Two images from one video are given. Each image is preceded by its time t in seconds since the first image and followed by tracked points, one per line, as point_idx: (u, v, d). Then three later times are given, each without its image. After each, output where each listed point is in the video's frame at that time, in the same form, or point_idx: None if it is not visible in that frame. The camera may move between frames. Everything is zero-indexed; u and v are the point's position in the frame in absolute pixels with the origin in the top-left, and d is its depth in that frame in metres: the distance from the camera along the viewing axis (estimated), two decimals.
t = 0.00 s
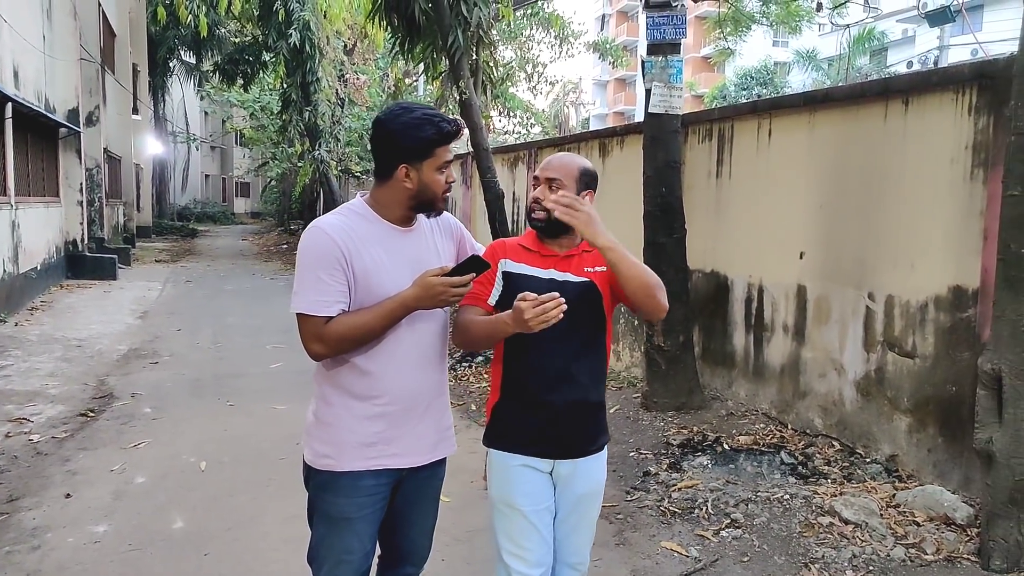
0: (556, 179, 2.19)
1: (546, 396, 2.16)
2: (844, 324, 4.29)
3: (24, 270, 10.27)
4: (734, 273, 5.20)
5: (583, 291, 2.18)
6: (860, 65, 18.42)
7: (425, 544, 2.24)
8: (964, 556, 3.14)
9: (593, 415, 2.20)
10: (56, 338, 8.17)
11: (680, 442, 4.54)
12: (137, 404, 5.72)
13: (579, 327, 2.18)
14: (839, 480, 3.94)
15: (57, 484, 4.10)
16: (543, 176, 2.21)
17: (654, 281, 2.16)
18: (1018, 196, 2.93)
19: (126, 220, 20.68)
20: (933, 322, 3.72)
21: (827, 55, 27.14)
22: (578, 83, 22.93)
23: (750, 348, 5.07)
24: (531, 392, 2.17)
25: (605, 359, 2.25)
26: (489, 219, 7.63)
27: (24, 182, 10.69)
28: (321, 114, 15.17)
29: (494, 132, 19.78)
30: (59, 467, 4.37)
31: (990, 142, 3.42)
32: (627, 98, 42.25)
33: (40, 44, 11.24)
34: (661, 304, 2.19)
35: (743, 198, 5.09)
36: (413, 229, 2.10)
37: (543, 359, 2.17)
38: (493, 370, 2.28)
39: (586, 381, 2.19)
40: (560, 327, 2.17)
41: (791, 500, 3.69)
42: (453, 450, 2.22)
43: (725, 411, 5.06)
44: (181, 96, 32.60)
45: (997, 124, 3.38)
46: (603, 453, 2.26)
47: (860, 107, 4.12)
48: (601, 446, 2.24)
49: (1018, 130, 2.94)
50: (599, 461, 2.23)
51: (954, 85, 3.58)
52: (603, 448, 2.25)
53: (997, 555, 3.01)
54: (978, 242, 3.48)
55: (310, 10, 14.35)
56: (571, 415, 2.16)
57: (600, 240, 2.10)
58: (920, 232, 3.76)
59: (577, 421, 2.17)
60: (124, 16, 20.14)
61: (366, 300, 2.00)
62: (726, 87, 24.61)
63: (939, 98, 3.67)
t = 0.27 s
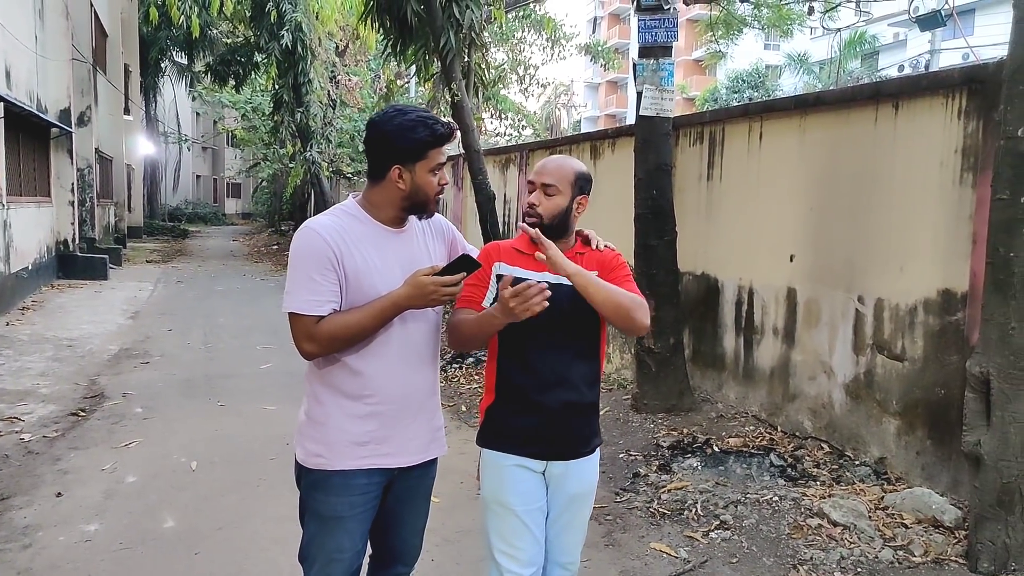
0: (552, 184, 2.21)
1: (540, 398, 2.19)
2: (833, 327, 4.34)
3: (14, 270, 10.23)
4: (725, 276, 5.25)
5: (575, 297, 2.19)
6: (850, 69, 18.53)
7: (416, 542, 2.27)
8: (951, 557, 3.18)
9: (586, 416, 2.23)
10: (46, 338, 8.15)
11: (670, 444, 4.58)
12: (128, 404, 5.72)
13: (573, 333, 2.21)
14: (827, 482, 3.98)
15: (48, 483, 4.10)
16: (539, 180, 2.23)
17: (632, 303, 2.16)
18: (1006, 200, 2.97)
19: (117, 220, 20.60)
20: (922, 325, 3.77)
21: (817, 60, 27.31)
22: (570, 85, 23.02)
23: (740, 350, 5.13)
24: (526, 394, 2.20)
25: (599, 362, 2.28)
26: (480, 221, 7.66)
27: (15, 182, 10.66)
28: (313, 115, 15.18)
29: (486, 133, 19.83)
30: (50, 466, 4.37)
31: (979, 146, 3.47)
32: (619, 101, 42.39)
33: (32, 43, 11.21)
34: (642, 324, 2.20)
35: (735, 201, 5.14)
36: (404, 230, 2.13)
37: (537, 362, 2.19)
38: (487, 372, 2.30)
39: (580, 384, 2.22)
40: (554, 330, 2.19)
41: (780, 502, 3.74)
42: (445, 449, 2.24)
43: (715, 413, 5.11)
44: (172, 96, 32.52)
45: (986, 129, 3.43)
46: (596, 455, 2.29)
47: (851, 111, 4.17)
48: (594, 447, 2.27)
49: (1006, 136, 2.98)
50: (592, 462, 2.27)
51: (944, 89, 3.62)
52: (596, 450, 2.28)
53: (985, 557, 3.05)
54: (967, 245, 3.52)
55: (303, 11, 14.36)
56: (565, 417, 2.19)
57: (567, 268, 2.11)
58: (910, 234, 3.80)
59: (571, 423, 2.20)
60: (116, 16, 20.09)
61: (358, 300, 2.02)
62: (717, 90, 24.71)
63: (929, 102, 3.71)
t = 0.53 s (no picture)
0: (547, 189, 2.21)
1: (533, 400, 2.19)
2: (824, 329, 4.36)
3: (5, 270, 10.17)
4: (716, 279, 5.28)
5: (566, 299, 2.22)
6: (842, 72, 18.60)
7: (404, 543, 2.27)
8: (940, 560, 3.21)
9: (578, 419, 2.24)
10: (36, 339, 8.11)
11: (661, 446, 4.60)
12: (118, 406, 5.69)
13: (566, 336, 2.21)
14: (817, 484, 4.00)
15: (37, 485, 4.08)
16: (533, 186, 2.23)
17: (620, 309, 2.16)
18: (995, 203, 2.98)
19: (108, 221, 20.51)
20: (912, 328, 3.79)
21: (809, 63, 27.44)
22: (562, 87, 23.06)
23: (731, 352, 5.15)
24: (519, 396, 2.20)
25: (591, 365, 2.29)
26: (472, 222, 7.67)
27: (5, 182, 10.60)
28: (305, 116, 15.16)
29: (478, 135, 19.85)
30: (39, 468, 4.34)
31: (968, 149, 3.50)
32: (611, 104, 42.49)
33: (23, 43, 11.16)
34: (630, 328, 2.21)
35: (726, 205, 5.16)
36: (392, 231, 2.13)
37: (530, 364, 2.20)
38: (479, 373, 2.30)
39: (572, 387, 2.22)
40: (546, 332, 2.20)
41: (770, 504, 3.75)
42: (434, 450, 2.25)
43: (706, 415, 5.13)
44: (164, 97, 32.42)
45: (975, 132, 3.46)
46: (587, 458, 2.29)
47: (841, 114, 4.20)
48: (586, 450, 2.27)
49: (995, 139, 2.99)
50: (584, 464, 2.27)
51: (934, 93, 3.65)
52: (587, 452, 2.28)
53: (974, 560, 3.07)
54: (956, 249, 3.55)
55: (295, 12, 14.34)
56: (557, 419, 2.19)
57: (555, 277, 2.09)
58: (901, 238, 3.83)
59: (564, 425, 2.20)
60: (108, 16, 20.02)
61: (345, 301, 2.02)
62: (709, 93, 24.78)
63: (919, 105, 3.74)
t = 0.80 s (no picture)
0: (539, 192, 2.20)
1: (528, 402, 2.19)
2: (817, 328, 4.38)
3: None
4: (710, 278, 5.29)
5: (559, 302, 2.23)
6: (836, 72, 18.64)
7: (396, 544, 2.27)
8: (934, 557, 3.16)
9: (573, 421, 2.24)
10: (29, 339, 8.09)
11: (655, 446, 4.61)
12: (111, 406, 5.68)
13: (563, 339, 2.22)
14: (811, 483, 4.01)
15: (30, 486, 4.06)
16: (524, 189, 2.22)
17: (615, 317, 2.17)
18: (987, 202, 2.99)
19: (100, 221, 20.43)
20: (905, 327, 3.81)
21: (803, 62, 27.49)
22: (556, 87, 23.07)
23: (724, 352, 5.17)
24: (513, 398, 2.20)
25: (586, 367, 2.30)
26: (466, 222, 7.67)
27: None
28: (298, 116, 15.12)
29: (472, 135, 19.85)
30: (32, 469, 4.33)
31: (961, 148, 3.52)
32: (605, 103, 42.51)
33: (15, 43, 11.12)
34: (626, 335, 2.23)
35: (719, 204, 5.18)
36: (382, 229, 2.13)
37: (524, 367, 2.20)
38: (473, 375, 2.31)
39: (567, 389, 2.23)
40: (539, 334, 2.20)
41: (764, 503, 3.75)
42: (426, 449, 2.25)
43: (700, 414, 5.15)
44: (157, 97, 32.31)
45: (968, 131, 3.48)
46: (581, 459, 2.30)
47: (834, 113, 4.21)
48: (581, 451, 2.28)
49: (989, 138, 2.93)
50: (578, 465, 2.28)
51: (926, 92, 3.67)
52: (582, 454, 2.29)
53: (966, 558, 3.02)
54: (950, 248, 3.57)
55: (288, 12, 14.31)
56: (552, 421, 2.19)
57: (553, 291, 2.08)
58: (894, 237, 3.85)
59: (559, 427, 2.20)
60: (100, 16, 19.95)
61: (334, 301, 2.02)
62: (703, 92, 24.81)
63: (912, 104, 3.76)
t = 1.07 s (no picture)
0: (520, 181, 2.23)
1: (523, 407, 2.20)
2: (816, 327, 4.40)
3: None
4: (708, 277, 5.31)
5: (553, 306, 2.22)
6: (835, 70, 18.64)
7: (393, 547, 2.28)
8: (934, 557, 3.17)
9: (570, 427, 2.25)
10: (29, 341, 8.09)
11: (654, 445, 4.63)
12: (111, 407, 5.69)
13: (558, 348, 2.24)
14: (811, 482, 4.02)
15: (31, 487, 4.07)
16: (509, 177, 2.27)
17: (610, 331, 2.17)
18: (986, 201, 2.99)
19: (99, 223, 20.42)
20: (904, 326, 3.83)
21: (801, 61, 27.51)
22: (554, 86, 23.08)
23: (723, 351, 5.19)
24: (509, 403, 2.21)
25: (582, 374, 2.31)
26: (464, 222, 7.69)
27: None
28: (297, 117, 15.14)
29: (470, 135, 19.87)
30: (33, 470, 4.34)
31: (960, 147, 3.53)
32: (603, 103, 42.51)
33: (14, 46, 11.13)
34: (623, 346, 2.22)
35: (717, 203, 5.20)
36: (381, 233, 2.14)
37: (520, 372, 2.21)
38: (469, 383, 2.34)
39: (563, 396, 2.24)
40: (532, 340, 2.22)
41: (764, 502, 3.77)
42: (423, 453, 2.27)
43: (698, 413, 5.17)
44: (155, 98, 32.32)
45: (967, 129, 3.49)
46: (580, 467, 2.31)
47: (832, 112, 4.22)
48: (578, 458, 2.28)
49: (986, 137, 2.94)
50: (576, 474, 2.28)
51: (925, 90, 3.68)
52: (580, 461, 2.30)
53: (967, 558, 3.03)
54: (949, 246, 3.58)
55: (286, 13, 14.32)
56: (549, 427, 2.20)
57: (544, 313, 2.07)
58: (893, 235, 3.86)
59: (555, 433, 2.21)
60: (99, 18, 19.96)
61: (328, 306, 2.04)
62: (701, 91, 24.82)
63: (910, 103, 3.77)
